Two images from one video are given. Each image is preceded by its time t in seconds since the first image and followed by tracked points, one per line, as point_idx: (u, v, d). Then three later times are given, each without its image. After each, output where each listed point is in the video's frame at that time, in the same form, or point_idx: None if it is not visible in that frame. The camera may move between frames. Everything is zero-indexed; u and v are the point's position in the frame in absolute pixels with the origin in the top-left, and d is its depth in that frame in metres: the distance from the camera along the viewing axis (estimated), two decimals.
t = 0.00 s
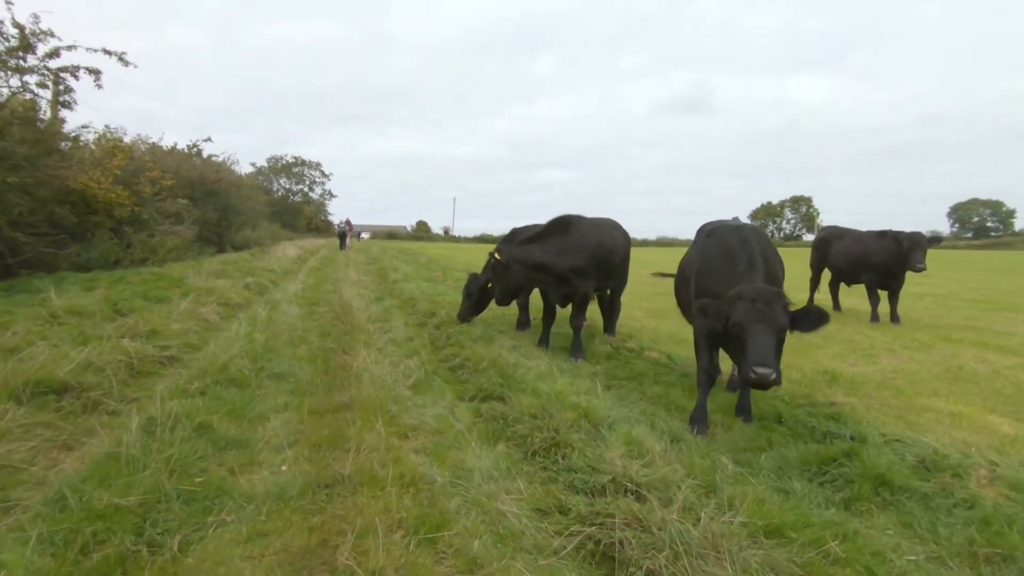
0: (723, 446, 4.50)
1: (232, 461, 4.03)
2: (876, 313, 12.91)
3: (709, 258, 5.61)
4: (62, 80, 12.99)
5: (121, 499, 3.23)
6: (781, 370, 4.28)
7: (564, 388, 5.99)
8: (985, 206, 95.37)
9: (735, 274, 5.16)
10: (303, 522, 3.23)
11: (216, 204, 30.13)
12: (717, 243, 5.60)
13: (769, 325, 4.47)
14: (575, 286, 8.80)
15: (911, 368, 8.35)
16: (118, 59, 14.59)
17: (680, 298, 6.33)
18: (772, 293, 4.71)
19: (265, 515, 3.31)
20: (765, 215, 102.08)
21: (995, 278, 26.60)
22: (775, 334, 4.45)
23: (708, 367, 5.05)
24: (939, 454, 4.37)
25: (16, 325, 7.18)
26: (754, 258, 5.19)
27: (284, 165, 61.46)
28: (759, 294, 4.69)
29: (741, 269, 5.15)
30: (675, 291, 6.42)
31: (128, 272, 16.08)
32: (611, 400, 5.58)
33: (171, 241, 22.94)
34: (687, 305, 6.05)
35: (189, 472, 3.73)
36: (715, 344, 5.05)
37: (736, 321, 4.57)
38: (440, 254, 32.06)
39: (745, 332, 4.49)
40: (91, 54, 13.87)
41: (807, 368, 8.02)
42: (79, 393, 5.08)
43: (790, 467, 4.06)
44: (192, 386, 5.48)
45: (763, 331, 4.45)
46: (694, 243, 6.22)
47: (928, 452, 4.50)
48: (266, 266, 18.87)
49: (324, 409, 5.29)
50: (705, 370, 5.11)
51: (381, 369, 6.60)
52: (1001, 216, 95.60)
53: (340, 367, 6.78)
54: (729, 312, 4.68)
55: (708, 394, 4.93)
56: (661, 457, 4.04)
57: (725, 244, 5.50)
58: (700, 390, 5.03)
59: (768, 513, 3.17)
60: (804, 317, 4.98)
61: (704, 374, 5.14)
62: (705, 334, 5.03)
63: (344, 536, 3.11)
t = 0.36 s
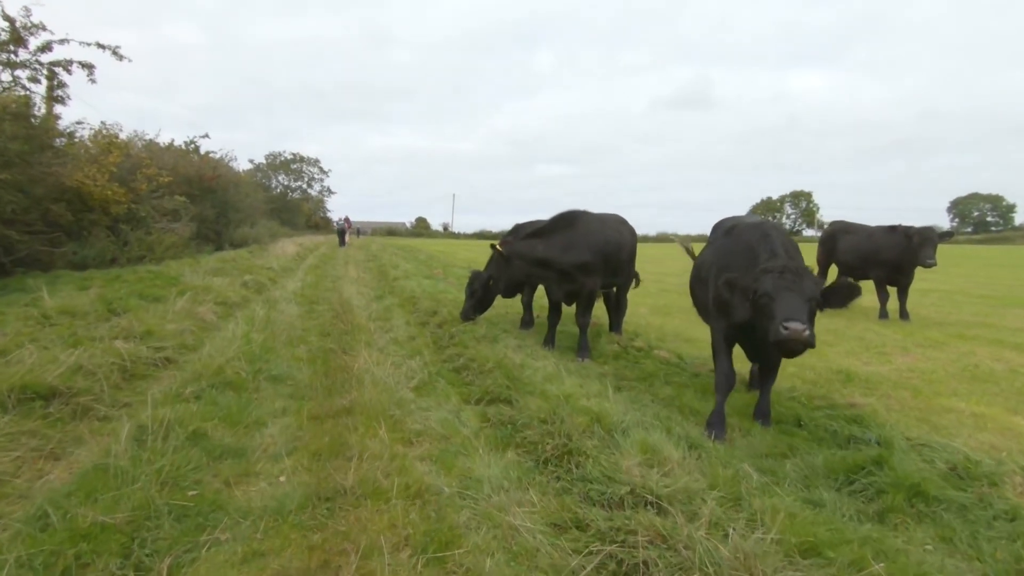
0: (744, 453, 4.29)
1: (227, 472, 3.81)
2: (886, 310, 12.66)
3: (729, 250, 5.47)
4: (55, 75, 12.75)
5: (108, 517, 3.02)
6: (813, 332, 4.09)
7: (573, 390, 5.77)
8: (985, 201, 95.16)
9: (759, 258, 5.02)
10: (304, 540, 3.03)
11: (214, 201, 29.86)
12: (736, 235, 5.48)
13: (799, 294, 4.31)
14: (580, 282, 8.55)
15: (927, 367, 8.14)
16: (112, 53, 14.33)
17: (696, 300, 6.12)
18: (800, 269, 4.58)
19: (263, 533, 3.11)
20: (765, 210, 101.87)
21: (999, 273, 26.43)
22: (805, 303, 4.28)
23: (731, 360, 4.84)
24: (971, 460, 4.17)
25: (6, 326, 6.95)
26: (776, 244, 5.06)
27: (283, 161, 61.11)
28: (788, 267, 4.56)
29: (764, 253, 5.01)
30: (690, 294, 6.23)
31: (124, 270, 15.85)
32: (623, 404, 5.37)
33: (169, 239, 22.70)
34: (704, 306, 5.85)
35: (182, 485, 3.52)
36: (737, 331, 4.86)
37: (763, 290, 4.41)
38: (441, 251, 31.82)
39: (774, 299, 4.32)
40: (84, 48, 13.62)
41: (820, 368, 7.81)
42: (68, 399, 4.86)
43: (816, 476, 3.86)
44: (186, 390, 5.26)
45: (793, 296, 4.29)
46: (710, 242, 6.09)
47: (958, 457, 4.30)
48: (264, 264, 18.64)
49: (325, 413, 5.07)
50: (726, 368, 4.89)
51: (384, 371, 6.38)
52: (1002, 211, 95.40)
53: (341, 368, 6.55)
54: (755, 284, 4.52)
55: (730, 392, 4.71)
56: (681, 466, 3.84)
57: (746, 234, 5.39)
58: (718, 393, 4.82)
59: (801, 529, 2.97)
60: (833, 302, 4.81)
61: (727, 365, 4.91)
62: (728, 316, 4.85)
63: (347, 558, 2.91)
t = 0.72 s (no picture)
0: (762, 459, 4.12)
1: (222, 480, 3.64)
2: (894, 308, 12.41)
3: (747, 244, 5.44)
4: (51, 69, 12.56)
5: (95, 532, 2.85)
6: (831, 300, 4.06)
7: (581, 392, 5.60)
8: (986, 197, 94.90)
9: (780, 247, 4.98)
10: (303, 556, 2.87)
11: (213, 197, 29.63)
12: (755, 228, 5.45)
13: (820, 271, 4.29)
14: (584, 279, 8.35)
15: (941, 366, 7.96)
16: (108, 48, 14.12)
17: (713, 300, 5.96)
18: (823, 255, 4.56)
19: (261, 548, 2.94)
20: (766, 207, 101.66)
21: (1003, 270, 26.26)
22: (826, 279, 4.26)
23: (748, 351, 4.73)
24: (1000, 466, 4.00)
25: None
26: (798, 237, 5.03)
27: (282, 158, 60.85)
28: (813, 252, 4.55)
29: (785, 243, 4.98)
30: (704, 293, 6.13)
31: (121, 268, 15.64)
32: (634, 406, 5.20)
33: (167, 236, 22.49)
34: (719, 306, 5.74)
35: (176, 495, 3.34)
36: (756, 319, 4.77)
37: (784, 267, 4.38)
38: (441, 248, 31.59)
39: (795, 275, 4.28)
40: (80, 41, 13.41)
41: (832, 367, 7.63)
42: (59, 402, 4.69)
43: (840, 485, 3.68)
44: (182, 392, 5.09)
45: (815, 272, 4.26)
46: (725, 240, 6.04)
47: (986, 462, 4.12)
48: (263, 261, 18.43)
49: (326, 417, 4.90)
50: (743, 367, 4.74)
51: (386, 372, 6.20)
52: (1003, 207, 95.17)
53: (341, 369, 6.38)
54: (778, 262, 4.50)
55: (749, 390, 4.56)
56: (698, 475, 3.66)
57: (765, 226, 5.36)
58: (734, 396, 4.65)
59: (833, 545, 2.79)
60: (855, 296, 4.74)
61: (745, 358, 4.77)
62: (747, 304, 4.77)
63: None
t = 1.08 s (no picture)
0: (785, 468, 3.90)
1: (212, 492, 3.41)
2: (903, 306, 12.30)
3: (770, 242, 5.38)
4: (44, 61, 12.32)
5: (71, 552, 2.63)
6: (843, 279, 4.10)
7: (591, 394, 5.37)
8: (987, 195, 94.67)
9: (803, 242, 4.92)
10: None
11: (211, 193, 29.37)
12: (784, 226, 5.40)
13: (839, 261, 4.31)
14: (589, 277, 8.10)
15: (956, 367, 7.75)
16: (103, 40, 13.87)
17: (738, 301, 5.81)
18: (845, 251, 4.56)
19: (253, 569, 2.71)
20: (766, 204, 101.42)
21: (1007, 268, 26.02)
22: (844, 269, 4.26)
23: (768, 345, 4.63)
24: None
25: None
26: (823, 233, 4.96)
27: (282, 154, 60.51)
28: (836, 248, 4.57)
29: (809, 238, 4.91)
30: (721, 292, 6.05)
31: (117, 265, 15.41)
32: (646, 410, 4.97)
33: (165, 232, 22.25)
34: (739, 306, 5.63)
35: (162, 509, 3.12)
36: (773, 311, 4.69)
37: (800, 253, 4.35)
38: (441, 245, 31.34)
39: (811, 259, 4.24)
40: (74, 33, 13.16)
41: (846, 368, 7.41)
42: (43, 406, 4.47)
43: (871, 497, 3.46)
44: (173, 395, 4.86)
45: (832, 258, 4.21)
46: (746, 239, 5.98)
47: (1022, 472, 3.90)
48: (262, 258, 18.19)
49: (323, 421, 4.68)
50: (767, 371, 4.56)
51: (386, 373, 5.97)
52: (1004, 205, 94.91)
53: (340, 370, 6.15)
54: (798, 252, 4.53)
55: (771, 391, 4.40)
56: (720, 486, 3.45)
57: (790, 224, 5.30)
58: (757, 403, 4.45)
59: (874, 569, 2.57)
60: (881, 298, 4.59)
61: (768, 357, 4.62)
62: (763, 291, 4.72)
63: None
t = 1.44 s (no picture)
0: (809, 476, 3.70)
1: (202, 503, 3.21)
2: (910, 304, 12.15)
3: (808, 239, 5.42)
4: (37, 55, 12.09)
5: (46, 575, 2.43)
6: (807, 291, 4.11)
7: (599, 396, 5.16)
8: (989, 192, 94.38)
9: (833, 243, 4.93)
10: None
11: (209, 190, 29.11)
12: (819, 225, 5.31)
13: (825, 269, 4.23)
14: (594, 274, 7.91)
15: (973, 366, 7.53)
16: (97, 33, 13.63)
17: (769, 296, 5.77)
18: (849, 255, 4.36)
19: None
20: (766, 201, 101.15)
21: (1012, 264, 25.78)
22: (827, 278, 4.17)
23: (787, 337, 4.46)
24: None
25: None
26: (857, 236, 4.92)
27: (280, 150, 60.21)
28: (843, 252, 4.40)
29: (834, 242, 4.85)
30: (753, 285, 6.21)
31: (114, 262, 15.19)
32: (658, 414, 4.77)
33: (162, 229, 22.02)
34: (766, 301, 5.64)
35: (148, 524, 2.92)
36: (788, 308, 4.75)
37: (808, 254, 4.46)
38: (441, 242, 31.09)
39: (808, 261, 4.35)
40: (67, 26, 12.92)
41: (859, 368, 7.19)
42: (27, 410, 4.26)
43: (902, 508, 3.26)
44: (163, 398, 4.66)
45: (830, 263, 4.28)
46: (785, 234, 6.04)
47: None
48: (260, 255, 17.96)
49: (321, 426, 4.47)
50: (794, 363, 4.37)
51: (386, 373, 5.76)
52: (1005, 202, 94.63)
53: (339, 370, 5.94)
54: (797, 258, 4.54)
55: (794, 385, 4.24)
56: (742, 497, 3.25)
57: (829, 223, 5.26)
58: (784, 395, 4.28)
59: None
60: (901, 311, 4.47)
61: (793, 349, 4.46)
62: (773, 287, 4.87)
63: None
